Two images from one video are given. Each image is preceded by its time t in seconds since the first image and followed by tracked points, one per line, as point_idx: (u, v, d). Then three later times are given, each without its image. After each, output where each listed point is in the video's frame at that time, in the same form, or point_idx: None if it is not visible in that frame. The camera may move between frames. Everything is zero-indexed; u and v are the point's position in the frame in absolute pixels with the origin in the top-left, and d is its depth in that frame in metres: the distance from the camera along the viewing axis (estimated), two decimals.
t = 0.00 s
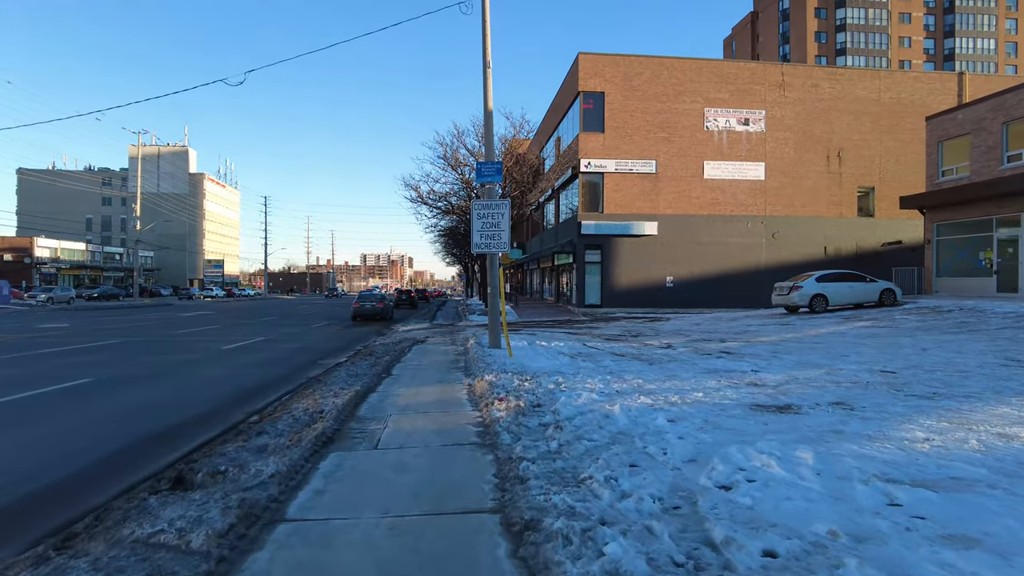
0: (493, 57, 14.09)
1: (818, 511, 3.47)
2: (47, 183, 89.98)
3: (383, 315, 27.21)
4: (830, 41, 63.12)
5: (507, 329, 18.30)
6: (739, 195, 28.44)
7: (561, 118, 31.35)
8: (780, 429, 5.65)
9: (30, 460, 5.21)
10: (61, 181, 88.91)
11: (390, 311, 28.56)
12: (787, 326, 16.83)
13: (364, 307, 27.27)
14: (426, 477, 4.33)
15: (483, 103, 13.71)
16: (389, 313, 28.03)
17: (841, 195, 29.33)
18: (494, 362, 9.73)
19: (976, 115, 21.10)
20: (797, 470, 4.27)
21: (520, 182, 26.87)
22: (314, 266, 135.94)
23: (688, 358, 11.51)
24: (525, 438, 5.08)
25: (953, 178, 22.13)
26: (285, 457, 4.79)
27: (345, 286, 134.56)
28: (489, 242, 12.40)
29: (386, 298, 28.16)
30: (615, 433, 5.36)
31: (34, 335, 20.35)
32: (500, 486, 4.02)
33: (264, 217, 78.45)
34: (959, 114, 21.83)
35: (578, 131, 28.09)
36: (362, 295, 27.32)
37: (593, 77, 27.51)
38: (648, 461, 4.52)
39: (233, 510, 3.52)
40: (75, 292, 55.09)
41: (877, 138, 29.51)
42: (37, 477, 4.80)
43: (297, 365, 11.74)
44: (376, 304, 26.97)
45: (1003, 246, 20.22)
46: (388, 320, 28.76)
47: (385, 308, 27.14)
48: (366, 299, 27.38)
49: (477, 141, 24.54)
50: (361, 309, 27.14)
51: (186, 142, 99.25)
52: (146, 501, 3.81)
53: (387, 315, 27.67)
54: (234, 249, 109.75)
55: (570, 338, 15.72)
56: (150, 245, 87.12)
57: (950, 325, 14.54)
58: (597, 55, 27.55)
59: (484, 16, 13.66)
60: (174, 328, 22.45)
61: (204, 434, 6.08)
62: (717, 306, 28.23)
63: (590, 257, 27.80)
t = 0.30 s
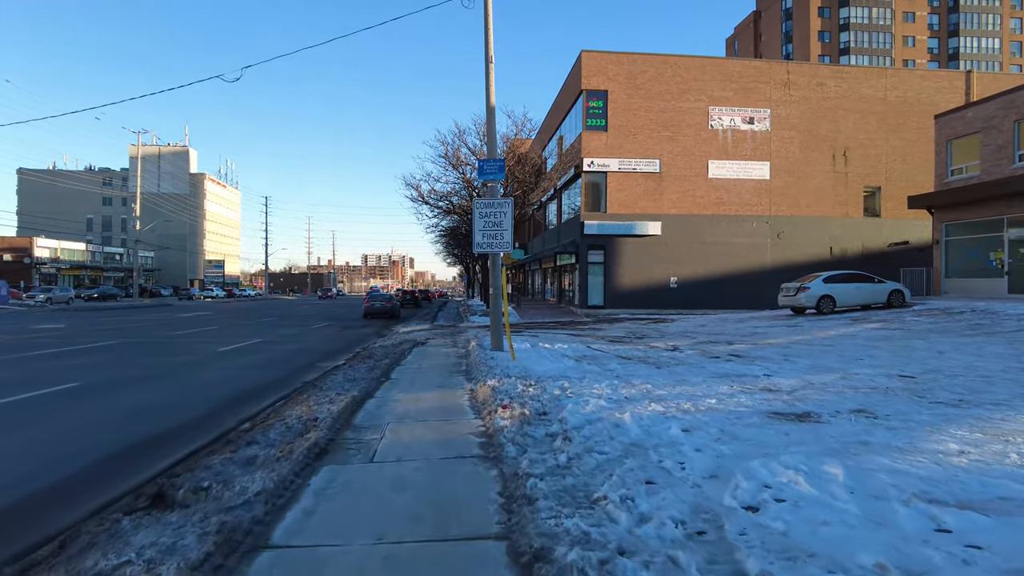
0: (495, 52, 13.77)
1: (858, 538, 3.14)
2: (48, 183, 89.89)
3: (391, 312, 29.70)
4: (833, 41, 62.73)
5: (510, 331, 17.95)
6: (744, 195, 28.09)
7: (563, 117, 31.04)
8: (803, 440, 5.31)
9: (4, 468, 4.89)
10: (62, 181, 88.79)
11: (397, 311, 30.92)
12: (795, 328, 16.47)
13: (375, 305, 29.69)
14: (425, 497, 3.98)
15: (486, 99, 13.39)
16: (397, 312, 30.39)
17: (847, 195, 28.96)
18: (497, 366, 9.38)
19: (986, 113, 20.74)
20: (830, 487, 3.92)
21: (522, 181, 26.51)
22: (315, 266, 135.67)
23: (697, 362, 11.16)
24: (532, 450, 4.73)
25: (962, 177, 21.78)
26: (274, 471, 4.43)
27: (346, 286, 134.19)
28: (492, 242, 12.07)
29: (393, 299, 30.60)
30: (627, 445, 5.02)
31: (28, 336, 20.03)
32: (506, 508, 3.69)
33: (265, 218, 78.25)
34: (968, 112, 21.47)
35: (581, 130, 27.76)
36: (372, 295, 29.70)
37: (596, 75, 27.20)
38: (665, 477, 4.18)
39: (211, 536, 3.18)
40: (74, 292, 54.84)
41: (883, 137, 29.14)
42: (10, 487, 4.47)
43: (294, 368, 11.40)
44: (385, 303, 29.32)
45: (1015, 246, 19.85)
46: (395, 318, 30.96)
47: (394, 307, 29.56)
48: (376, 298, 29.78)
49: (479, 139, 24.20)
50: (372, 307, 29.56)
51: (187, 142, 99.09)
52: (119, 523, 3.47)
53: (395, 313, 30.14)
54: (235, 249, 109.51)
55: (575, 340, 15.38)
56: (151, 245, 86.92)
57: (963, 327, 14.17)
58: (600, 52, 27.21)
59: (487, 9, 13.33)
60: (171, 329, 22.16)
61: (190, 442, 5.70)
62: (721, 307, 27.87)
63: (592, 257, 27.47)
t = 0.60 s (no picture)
0: (497, 44, 13.42)
1: (900, 560, 2.81)
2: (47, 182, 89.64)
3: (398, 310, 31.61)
4: (836, 39, 62.41)
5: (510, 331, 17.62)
6: (748, 193, 27.76)
7: (565, 114, 30.71)
8: (823, 446, 4.98)
9: None
10: (61, 181, 88.51)
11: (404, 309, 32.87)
12: (802, 328, 16.15)
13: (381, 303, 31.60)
14: (419, 512, 3.66)
15: (486, 93, 13.06)
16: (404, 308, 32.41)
17: (852, 193, 28.61)
18: (497, 368, 9.05)
19: (995, 109, 20.40)
20: (861, 500, 3.58)
21: (522, 180, 26.19)
22: (315, 266, 135.49)
23: (703, 362, 10.84)
24: (535, 459, 4.40)
25: (970, 175, 21.46)
26: (256, 483, 4.10)
27: (346, 286, 134.02)
28: (493, 239, 11.75)
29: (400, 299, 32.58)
30: (635, 452, 4.69)
31: (21, 337, 19.68)
32: (507, 527, 3.36)
33: (265, 217, 78.02)
34: (977, 109, 21.14)
35: (582, 128, 27.44)
36: (379, 294, 31.58)
37: (597, 72, 26.85)
38: (680, 490, 3.85)
39: (178, 559, 2.88)
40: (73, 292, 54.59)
41: (888, 134, 28.80)
42: None
43: (289, 370, 11.08)
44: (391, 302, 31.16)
45: None
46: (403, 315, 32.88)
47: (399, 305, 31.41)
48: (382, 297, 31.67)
49: (479, 137, 23.89)
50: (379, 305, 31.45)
51: (186, 141, 98.81)
52: (78, 544, 3.16)
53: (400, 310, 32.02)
54: (235, 249, 109.30)
55: (577, 340, 15.04)
56: (150, 245, 86.75)
57: (975, 327, 13.82)
58: (602, 49, 26.88)
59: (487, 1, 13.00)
60: (168, 329, 21.87)
61: (171, 452, 5.38)
62: (725, 306, 27.55)
63: (594, 256, 27.13)
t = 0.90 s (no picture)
0: (499, 40, 13.09)
1: None
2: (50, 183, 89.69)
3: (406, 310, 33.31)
4: (841, 37, 61.95)
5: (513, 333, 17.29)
6: (754, 193, 27.41)
7: (568, 113, 30.40)
8: (849, 463, 4.62)
9: None
10: (64, 181, 88.50)
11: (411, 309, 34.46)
12: (811, 330, 15.78)
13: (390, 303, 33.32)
14: (412, 539, 3.33)
15: (487, 90, 12.73)
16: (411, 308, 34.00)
17: (859, 192, 28.22)
18: (499, 373, 8.72)
19: (1007, 106, 19.99)
20: (900, 528, 3.23)
21: (525, 179, 25.86)
22: (317, 266, 135.35)
23: (712, 367, 10.48)
24: (539, 477, 4.08)
25: (981, 174, 21.07)
26: (238, 504, 3.79)
27: (349, 287, 133.92)
28: (495, 240, 11.43)
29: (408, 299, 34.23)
30: (646, 469, 4.36)
31: (18, 338, 19.43)
32: (508, 562, 3.03)
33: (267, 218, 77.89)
34: (988, 106, 20.75)
35: (586, 126, 27.11)
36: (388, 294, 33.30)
37: (601, 70, 26.50)
38: (697, 514, 3.53)
39: None
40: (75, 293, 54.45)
41: (896, 133, 28.40)
42: None
43: (285, 373, 10.79)
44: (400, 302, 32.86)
45: None
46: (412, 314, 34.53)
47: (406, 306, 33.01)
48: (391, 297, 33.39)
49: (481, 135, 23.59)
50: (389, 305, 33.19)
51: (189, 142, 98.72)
52: None
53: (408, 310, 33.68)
54: (237, 250, 109.17)
55: (581, 342, 14.71)
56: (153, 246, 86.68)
57: (991, 329, 13.43)
58: (605, 47, 26.54)
59: None
60: (167, 330, 21.60)
61: (152, 464, 5.07)
62: (730, 308, 27.18)
63: (598, 256, 26.80)
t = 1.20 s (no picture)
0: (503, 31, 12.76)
1: None
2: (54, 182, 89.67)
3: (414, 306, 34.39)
4: (846, 35, 61.48)
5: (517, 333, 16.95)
6: (761, 190, 27.02)
7: (572, 110, 30.06)
8: (884, 472, 4.26)
9: None
10: (68, 180, 88.41)
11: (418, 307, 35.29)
12: (822, 330, 15.40)
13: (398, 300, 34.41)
14: (410, 561, 3.00)
15: (491, 83, 12.39)
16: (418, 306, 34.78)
17: (868, 190, 27.80)
18: (504, 374, 8.37)
19: (1021, 102, 19.58)
20: (956, 551, 2.89)
21: (529, 176, 25.50)
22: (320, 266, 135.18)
23: (725, 367, 10.11)
24: (550, 490, 3.74)
25: (994, 170, 20.68)
26: (220, 518, 3.46)
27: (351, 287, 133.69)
28: (499, 237, 11.09)
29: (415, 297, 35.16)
30: (664, 479, 4.03)
31: (15, 338, 19.13)
32: None
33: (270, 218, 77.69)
34: (1002, 101, 20.35)
35: (591, 123, 26.75)
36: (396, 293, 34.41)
37: (606, 66, 26.15)
38: (726, 532, 3.19)
39: None
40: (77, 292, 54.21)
41: (905, 130, 27.97)
42: None
43: (283, 373, 10.45)
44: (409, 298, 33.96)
45: None
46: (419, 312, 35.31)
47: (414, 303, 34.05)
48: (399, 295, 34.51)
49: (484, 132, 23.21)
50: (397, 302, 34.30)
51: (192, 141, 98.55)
52: None
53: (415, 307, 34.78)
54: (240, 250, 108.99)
55: (587, 343, 14.35)
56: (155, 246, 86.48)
57: (1009, 329, 13.03)
58: (610, 43, 26.19)
59: None
60: (166, 329, 21.26)
61: (133, 472, 4.73)
62: (736, 307, 26.79)
63: (603, 255, 26.44)
